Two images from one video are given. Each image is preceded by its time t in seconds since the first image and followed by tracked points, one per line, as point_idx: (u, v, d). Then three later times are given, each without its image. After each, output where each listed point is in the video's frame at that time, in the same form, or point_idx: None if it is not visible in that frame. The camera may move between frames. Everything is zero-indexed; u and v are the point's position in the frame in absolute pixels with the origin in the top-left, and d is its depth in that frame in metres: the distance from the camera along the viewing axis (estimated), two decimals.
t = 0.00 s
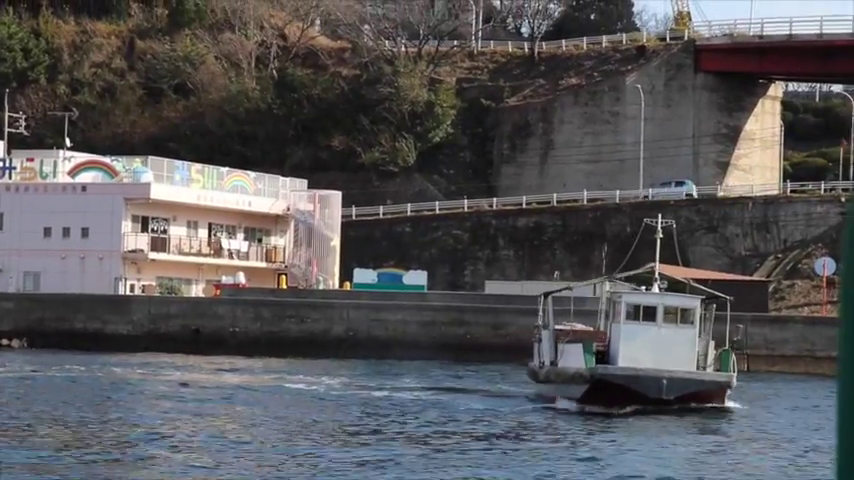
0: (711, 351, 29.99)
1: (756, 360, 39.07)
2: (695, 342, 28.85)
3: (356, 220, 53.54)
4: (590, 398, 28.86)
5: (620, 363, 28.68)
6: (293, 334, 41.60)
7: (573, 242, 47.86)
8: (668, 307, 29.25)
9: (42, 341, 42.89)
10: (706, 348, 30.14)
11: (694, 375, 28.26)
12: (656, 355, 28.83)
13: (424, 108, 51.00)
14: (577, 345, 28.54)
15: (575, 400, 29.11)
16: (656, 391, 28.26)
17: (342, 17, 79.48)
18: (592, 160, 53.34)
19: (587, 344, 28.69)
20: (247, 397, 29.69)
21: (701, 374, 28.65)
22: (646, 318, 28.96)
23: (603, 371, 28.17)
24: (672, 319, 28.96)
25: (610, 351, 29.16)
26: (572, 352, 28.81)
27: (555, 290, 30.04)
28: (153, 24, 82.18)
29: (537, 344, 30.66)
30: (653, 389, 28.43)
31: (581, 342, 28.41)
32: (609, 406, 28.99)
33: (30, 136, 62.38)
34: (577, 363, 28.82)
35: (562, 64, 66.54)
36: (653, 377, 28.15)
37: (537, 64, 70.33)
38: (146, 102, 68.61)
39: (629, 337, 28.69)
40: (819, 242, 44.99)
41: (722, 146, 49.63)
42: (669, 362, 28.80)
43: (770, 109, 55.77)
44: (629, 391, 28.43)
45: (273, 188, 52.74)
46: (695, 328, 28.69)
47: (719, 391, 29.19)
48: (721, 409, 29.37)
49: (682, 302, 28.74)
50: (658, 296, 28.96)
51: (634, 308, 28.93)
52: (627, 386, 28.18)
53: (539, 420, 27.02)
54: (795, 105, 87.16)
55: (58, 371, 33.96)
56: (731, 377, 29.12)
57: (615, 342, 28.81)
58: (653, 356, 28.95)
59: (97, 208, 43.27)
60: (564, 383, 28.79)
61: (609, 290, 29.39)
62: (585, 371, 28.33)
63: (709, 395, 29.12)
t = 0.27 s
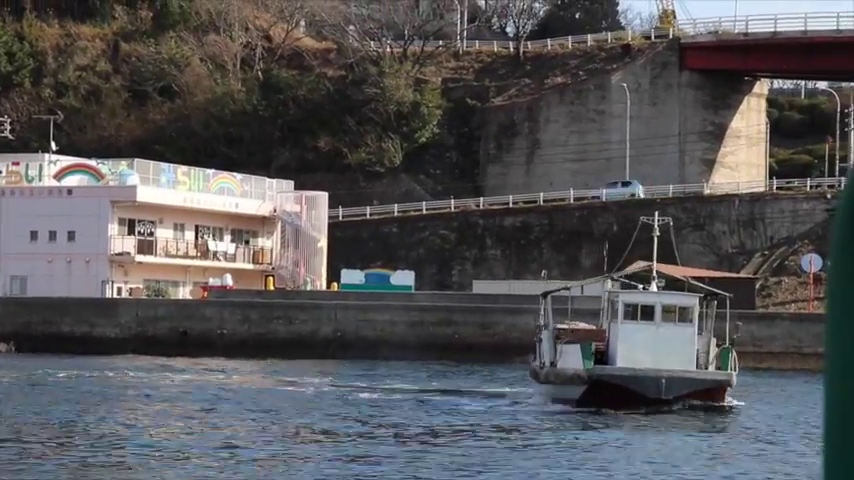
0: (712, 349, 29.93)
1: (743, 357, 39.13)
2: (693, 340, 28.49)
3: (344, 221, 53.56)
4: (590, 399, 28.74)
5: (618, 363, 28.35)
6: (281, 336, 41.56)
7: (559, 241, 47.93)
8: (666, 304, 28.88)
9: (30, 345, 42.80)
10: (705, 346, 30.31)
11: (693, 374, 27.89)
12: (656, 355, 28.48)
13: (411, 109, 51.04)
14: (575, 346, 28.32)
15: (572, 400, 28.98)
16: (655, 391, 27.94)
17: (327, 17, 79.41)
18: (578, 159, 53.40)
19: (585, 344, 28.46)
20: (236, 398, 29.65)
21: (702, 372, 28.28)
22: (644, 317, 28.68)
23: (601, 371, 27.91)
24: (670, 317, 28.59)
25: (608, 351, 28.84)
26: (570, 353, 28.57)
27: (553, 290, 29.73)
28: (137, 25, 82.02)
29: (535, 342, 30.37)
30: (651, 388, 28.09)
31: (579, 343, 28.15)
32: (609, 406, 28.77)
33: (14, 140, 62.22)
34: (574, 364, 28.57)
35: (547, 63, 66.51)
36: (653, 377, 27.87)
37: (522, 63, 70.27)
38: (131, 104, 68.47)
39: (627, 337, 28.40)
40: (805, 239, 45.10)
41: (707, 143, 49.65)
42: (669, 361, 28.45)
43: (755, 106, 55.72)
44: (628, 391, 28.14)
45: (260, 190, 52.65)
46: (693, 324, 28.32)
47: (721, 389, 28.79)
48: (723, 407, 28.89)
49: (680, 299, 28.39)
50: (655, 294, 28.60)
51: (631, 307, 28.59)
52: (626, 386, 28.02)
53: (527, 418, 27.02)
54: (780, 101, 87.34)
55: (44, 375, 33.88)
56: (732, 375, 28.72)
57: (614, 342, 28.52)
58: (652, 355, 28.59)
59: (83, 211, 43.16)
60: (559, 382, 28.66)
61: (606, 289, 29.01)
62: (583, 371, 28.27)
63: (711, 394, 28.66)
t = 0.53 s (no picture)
0: (715, 345, 29.74)
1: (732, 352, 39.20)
2: (694, 336, 28.26)
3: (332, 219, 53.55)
4: (591, 396, 28.73)
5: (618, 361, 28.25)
6: (271, 335, 41.53)
7: (548, 237, 47.94)
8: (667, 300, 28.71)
9: (18, 347, 42.72)
10: (709, 342, 30.16)
11: (693, 371, 27.65)
12: (656, 352, 28.33)
13: (398, 107, 51.03)
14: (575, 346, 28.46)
15: (575, 398, 29.07)
16: (655, 388, 27.77)
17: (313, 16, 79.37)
18: (566, 156, 53.44)
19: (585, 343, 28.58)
20: (227, 398, 29.62)
21: (703, 369, 27.99)
22: (643, 313, 28.57)
23: (600, 369, 27.83)
24: (670, 313, 28.42)
25: (609, 349, 28.79)
26: (570, 352, 28.86)
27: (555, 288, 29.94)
28: (123, 25, 81.85)
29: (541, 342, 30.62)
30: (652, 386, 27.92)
31: (577, 342, 28.44)
32: (611, 403, 28.69)
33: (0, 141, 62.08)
34: (575, 362, 28.86)
35: (534, 59, 66.50)
36: (652, 374, 27.69)
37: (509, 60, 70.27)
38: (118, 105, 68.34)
39: (627, 334, 28.31)
40: (793, 233, 45.07)
41: (695, 139, 49.70)
42: (670, 358, 28.27)
43: (742, 101, 55.63)
44: (629, 388, 28.02)
45: (248, 190, 52.60)
46: (694, 320, 28.10)
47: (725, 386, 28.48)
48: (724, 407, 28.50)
49: (679, 295, 28.19)
50: (655, 290, 28.45)
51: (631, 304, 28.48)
52: (626, 384, 27.93)
53: (518, 415, 27.06)
54: (769, 95, 87.37)
55: (33, 377, 33.80)
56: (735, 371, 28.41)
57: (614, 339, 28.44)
58: (652, 352, 28.44)
59: (71, 213, 43.06)
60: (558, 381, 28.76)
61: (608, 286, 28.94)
62: (583, 371, 28.36)
63: (714, 391, 28.33)
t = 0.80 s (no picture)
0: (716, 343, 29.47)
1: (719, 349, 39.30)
2: (693, 334, 28.23)
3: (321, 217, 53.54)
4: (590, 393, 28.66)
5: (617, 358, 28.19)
6: (259, 333, 41.51)
7: (536, 235, 47.95)
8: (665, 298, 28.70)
9: (6, 345, 42.65)
10: (710, 340, 30.07)
11: (691, 368, 27.55)
12: (655, 350, 28.31)
13: (386, 105, 50.97)
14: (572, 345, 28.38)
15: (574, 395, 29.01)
16: (653, 386, 27.68)
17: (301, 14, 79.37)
18: (554, 153, 53.50)
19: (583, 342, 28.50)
20: (215, 395, 29.62)
21: (701, 367, 27.88)
22: (641, 310, 28.47)
23: (598, 366, 27.77)
24: (668, 311, 28.40)
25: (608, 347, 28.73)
26: (568, 350, 28.59)
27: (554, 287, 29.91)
28: (111, 23, 81.71)
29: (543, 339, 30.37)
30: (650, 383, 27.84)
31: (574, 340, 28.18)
32: (610, 402, 28.62)
33: None
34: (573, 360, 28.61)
35: (521, 57, 66.58)
36: (650, 371, 27.61)
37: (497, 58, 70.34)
38: (105, 103, 68.23)
39: (626, 330, 28.23)
40: (781, 230, 45.15)
41: (682, 136, 49.76)
42: (668, 356, 28.24)
43: (729, 98, 55.53)
44: (627, 386, 27.94)
45: (236, 187, 52.55)
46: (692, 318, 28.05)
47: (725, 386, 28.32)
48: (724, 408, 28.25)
49: (677, 293, 28.15)
50: (653, 287, 28.43)
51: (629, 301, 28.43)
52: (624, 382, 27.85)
53: (507, 412, 27.10)
54: (757, 94, 87.36)
55: (21, 375, 33.75)
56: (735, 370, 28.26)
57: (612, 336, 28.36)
58: (651, 350, 28.42)
59: (60, 211, 42.95)
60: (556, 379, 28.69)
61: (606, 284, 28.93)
62: (581, 368, 28.26)
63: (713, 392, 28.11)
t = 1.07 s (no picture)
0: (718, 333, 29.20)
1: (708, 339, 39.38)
2: (693, 324, 28.12)
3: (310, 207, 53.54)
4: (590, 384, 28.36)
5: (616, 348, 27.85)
6: (249, 322, 41.50)
7: (526, 225, 48.01)
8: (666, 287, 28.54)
9: None
10: (714, 331, 29.89)
11: (690, 358, 27.16)
12: (655, 340, 28.20)
13: (376, 95, 50.97)
14: (570, 332, 28.45)
15: (574, 386, 28.85)
16: (652, 376, 27.30)
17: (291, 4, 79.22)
18: (544, 144, 53.53)
19: (581, 330, 28.55)
20: (204, 385, 29.57)
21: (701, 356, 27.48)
22: (642, 301, 28.45)
23: (596, 355, 27.42)
24: (669, 300, 28.27)
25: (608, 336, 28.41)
26: (568, 340, 28.71)
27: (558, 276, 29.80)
28: (100, 13, 81.46)
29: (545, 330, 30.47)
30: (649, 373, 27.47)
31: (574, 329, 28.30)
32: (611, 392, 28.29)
33: None
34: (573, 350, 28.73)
35: (511, 47, 66.57)
36: (649, 361, 27.24)
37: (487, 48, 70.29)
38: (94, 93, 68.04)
39: (625, 320, 28.26)
40: (769, 221, 45.36)
41: (672, 127, 49.78)
42: (668, 345, 28.12)
43: (719, 89, 55.58)
44: (626, 376, 27.58)
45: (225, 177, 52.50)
46: (692, 307, 27.87)
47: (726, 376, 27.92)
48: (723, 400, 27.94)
49: (678, 282, 27.97)
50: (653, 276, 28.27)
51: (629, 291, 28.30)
52: (623, 373, 27.53)
53: (496, 402, 27.12)
54: (746, 85, 87.42)
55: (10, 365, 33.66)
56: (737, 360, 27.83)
57: (613, 327, 28.40)
58: (651, 340, 28.31)
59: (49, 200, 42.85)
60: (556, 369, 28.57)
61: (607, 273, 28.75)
62: (580, 357, 27.91)
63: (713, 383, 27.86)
